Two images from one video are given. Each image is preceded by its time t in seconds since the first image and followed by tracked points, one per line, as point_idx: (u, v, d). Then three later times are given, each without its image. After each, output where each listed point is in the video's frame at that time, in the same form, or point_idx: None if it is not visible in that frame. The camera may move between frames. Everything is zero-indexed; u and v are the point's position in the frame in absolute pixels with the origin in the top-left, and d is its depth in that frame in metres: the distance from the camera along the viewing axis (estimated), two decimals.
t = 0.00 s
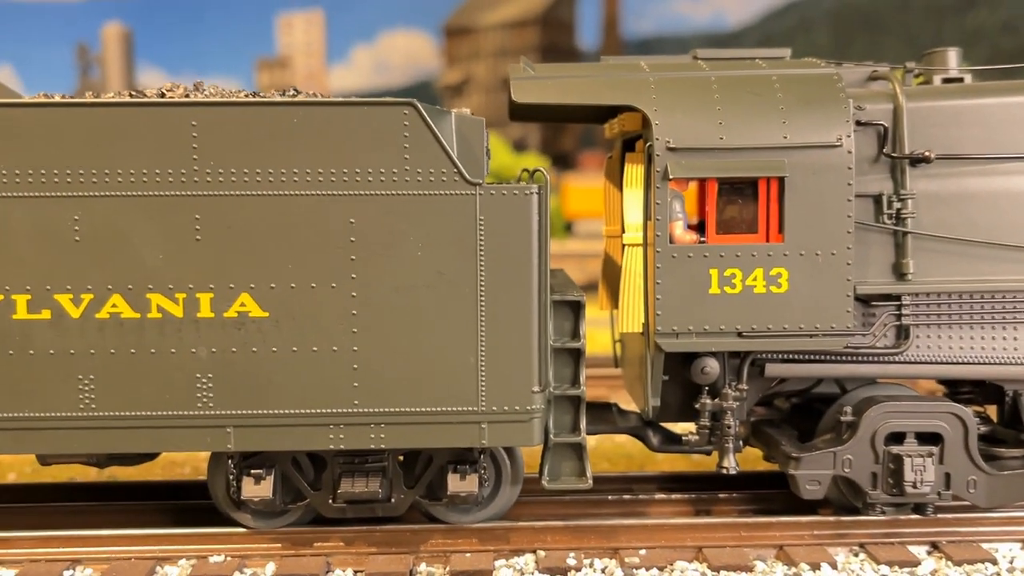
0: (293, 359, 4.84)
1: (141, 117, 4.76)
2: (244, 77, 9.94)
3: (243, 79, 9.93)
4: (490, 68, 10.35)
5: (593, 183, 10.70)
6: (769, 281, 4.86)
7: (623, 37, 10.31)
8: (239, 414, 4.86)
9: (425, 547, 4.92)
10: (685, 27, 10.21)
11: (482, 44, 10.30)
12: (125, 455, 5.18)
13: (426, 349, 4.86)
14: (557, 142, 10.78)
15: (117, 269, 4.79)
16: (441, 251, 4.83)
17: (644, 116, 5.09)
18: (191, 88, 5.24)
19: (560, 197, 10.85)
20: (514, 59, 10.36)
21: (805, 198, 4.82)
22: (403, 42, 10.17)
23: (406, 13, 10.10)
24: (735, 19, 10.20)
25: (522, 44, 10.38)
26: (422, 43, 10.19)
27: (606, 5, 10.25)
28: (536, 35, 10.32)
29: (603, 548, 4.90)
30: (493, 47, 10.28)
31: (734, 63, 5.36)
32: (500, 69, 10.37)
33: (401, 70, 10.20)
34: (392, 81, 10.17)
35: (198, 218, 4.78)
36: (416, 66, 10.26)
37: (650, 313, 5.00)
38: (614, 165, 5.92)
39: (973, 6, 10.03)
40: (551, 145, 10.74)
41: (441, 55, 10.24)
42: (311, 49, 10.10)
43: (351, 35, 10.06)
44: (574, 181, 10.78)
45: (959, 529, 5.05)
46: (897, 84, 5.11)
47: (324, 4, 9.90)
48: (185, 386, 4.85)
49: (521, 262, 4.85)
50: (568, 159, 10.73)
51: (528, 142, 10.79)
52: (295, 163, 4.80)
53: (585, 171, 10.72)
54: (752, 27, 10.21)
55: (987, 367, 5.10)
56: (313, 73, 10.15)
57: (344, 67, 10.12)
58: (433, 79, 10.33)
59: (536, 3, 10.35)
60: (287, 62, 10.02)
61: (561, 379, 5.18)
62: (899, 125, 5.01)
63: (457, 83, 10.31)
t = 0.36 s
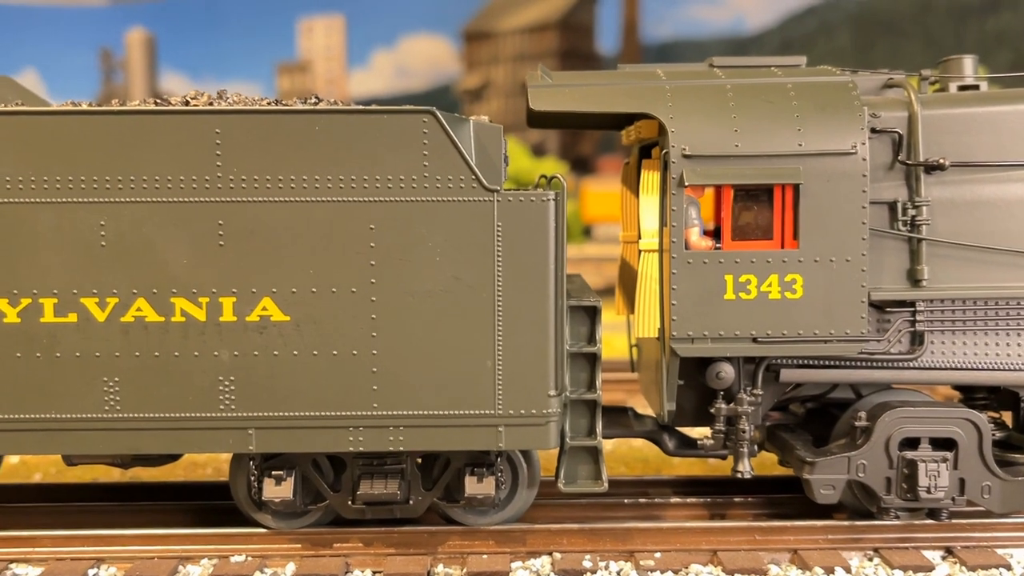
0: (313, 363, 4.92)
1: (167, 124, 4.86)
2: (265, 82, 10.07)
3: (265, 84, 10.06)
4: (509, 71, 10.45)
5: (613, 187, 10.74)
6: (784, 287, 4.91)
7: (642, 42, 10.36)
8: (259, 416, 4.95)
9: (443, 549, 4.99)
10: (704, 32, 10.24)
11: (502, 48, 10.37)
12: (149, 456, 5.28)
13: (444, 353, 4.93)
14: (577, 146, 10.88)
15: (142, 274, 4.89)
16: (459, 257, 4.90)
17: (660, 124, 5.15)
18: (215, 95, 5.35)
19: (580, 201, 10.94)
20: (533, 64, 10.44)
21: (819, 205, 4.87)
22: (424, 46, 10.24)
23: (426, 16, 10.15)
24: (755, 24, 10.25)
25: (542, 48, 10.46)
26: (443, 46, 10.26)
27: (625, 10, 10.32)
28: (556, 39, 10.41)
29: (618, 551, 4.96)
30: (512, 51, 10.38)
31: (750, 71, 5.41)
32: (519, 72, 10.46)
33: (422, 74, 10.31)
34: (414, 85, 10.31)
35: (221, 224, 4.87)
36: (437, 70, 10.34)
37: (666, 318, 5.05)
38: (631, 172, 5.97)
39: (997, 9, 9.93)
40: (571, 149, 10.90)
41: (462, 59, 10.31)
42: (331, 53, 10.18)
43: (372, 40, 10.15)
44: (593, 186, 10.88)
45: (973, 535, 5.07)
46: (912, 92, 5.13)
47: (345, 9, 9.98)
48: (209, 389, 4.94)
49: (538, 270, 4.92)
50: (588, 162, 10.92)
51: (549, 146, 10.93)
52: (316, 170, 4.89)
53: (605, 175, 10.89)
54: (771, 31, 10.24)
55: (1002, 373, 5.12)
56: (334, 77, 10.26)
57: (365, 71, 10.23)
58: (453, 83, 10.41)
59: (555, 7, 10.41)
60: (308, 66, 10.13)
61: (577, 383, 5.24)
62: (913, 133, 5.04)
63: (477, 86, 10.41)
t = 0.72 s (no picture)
0: (340, 356, 5.08)
1: (201, 125, 5.03)
2: (288, 84, 10.26)
3: (288, 86, 10.25)
4: (529, 73, 10.58)
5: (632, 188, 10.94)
6: (798, 284, 5.03)
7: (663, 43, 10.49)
8: (288, 407, 5.11)
9: (465, 538, 5.12)
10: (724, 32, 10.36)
11: (523, 50, 10.52)
12: (180, 446, 5.46)
13: (466, 348, 5.08)
14: (596, 147, 11.06)
15: (175, 270, 5.06)
16: (481, 255, 5.05)
17: (677, 125, 5.29)
18: (245, 97, 5.54)
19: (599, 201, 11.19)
20: (554, 65, 10.55)
21: (832, 204, 4.98)
22: (444, 48, 10.42)
23: (447, 18, 10.32)
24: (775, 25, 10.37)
25: (563, 49, 10.56)
26: (464, 48, 10.43)
27: (646, 12, 10.45)
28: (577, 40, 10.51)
29: (636, 541, 5.08)
30: (533, 53, 10.49)
31: (766, 73, 5.53)
32: (539, 74, 10.58)
33: (443, 75, 10.46)
34: (435, 86, 10.48)
35: (252, 221, 5.04)
36: (458, 71, 10.50)
37: (683, 315, 5.18)
38: (649, 172, 6.10)
39: (1015, 11, 10.00)
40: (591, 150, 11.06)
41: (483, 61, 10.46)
42: (353, 55, 10.37)
43: (394, 42, 10.34)
44: (612, 186, 11.04)
45: (985, 528, 5.16)
46: (925, 94, 5.24)
47: (367, 11, 10.19)
48: (239, 381, 5.11)
49: (558, 267, 5.06)
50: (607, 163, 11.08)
51: (568, 147, 11.13)
52: (343, 169, 5.05)
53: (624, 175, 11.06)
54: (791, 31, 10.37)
55: (1014, 370, 5.22)
56: (356, 79, 10.46)
57: (387, 73, 10.41)
58: (474, 84, 10.60)
59: (575, 8, 10.51)
60: (330, 68, 10.33)
61: (596, 377, 5.38)
62: (926, 133, 5.15)
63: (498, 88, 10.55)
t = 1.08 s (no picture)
0: (357, 354, 5.10)
1: (220, 124, 5.06)
2: (305, 83, 10.31)
3: (305, 86, 10.29)
4: (546, 73, 10.58)
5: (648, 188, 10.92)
6: (815, 283, 5.01)
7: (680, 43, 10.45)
8: (305, 405, 5.14)
9: (481, 536, 5.13)
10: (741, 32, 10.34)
11: (539, 50, 10.50)
12: (198, 443, 5.49)
13: (483, 346, 5.09)
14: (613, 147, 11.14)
15: (194, 268, 5.09)
16: (497, 253, 5.06)
17: (694, 123, 5.29)
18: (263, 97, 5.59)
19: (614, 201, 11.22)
20: (570, 64, 10.56)
21: (850, 203, 4.97)
22: (461, 48, 10.45)
23: (463, 18, 10.36)
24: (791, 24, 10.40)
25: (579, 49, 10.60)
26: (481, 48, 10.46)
27: (663, 12, 10.42)
28: (594, 40, 10.53)
29: (652, 540, 5.08)
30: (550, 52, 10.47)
31: (783, 71, 5.52)
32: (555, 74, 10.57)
33: (459, 74, 10.49)
34: (452, 85, 10.50)
35: (270, 220, 5.07)
36: (474, 71, 10.54)
37: (699, 314, 5.18)
38: (666, 171, 6.10)
39: None
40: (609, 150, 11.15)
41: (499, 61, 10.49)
42: (369, 55, 10.41)
43: (410, 42, 10.40)
44: (628, 186, 11.03)
45: (1004, 529, 5.13)
46: (943, 92, 5.23)
47: (383, 11, 10.23)
48: (257, 378, 5.13)
49: (574, 266, 5.06)
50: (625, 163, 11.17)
51: (585, 146, 11.12)
52: (361, 168, 5.07)
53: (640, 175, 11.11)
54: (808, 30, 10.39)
55: None
56: (373, 78, 10.49)
57: (402, 73, 10.45)
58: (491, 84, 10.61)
59: (591, 8, 10.51)
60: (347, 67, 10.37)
61: (612, 376, 5.39)
62: (944, 132, 5.13)
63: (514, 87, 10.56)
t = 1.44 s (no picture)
0: (372, 350, 5.12)
1: (238, 120, 5.08)
2: (320, 81, 10.34)
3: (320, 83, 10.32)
4: (561, 70, 10.60)
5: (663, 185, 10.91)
6: (832, 280, 4.99)
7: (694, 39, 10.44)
8: (320, 400, 5.16)
9: (496, 532, 5.14)
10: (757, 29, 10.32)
11: (555, 47, 10.54)
12: (215, 438, 5.52)
13: (497, 342, 5.09)
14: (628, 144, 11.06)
15: (211, 264, 5.12)
16: (512, 249, 5.06)
17: (710, 119, 5.28)
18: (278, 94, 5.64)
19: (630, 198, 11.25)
20: (584, 61, 10.55)
21: (867, 199, 4.95)
22: (475, 46, 10.47)
23: (478, 16, 10.39)
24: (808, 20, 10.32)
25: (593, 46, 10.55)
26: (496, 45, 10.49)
27: (678, 8, 10.41)
28: (608, 36, 10.49)
29: (667, 537, 5.08)
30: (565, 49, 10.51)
31: (798, 67, 5.51)
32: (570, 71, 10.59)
33: (475, 71, 10.52)
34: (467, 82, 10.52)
35: (286, 216, 5.09)
36: (488, 68, 10.57)
37: (715, 310, 5.17)
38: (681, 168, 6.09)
39: None
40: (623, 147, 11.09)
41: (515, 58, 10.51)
42: (384, 52, 10.43)
43: (425, 40, 10.42)
44: (644, 182, 11.06)
45: (1021, 527, 5.10)
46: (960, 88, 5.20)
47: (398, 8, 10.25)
48: (273, 374, 5.15)
49: (589, 261, 5.06)
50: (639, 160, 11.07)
51: (600, 143, 11.04)
52: (377, 164, 5.08)
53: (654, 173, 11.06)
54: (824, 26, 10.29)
55: None
56: (388, 75, 10.52)
57: (417, 71, 10.48)
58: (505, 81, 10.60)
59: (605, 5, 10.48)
60: (362, 65, 10.38)
61: (627, 372, 5.39)
62: (961, 128, 5.11)
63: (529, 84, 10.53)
